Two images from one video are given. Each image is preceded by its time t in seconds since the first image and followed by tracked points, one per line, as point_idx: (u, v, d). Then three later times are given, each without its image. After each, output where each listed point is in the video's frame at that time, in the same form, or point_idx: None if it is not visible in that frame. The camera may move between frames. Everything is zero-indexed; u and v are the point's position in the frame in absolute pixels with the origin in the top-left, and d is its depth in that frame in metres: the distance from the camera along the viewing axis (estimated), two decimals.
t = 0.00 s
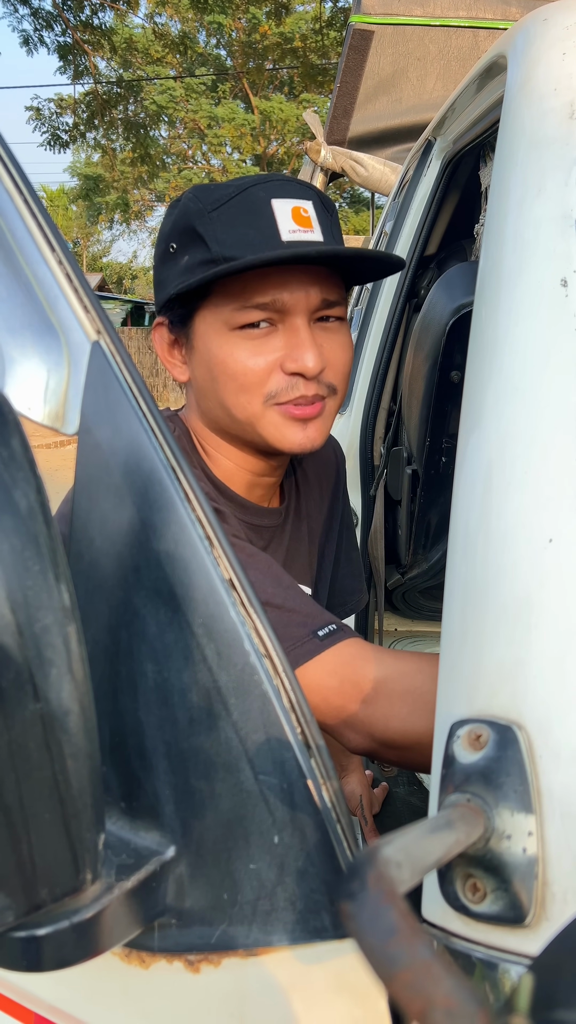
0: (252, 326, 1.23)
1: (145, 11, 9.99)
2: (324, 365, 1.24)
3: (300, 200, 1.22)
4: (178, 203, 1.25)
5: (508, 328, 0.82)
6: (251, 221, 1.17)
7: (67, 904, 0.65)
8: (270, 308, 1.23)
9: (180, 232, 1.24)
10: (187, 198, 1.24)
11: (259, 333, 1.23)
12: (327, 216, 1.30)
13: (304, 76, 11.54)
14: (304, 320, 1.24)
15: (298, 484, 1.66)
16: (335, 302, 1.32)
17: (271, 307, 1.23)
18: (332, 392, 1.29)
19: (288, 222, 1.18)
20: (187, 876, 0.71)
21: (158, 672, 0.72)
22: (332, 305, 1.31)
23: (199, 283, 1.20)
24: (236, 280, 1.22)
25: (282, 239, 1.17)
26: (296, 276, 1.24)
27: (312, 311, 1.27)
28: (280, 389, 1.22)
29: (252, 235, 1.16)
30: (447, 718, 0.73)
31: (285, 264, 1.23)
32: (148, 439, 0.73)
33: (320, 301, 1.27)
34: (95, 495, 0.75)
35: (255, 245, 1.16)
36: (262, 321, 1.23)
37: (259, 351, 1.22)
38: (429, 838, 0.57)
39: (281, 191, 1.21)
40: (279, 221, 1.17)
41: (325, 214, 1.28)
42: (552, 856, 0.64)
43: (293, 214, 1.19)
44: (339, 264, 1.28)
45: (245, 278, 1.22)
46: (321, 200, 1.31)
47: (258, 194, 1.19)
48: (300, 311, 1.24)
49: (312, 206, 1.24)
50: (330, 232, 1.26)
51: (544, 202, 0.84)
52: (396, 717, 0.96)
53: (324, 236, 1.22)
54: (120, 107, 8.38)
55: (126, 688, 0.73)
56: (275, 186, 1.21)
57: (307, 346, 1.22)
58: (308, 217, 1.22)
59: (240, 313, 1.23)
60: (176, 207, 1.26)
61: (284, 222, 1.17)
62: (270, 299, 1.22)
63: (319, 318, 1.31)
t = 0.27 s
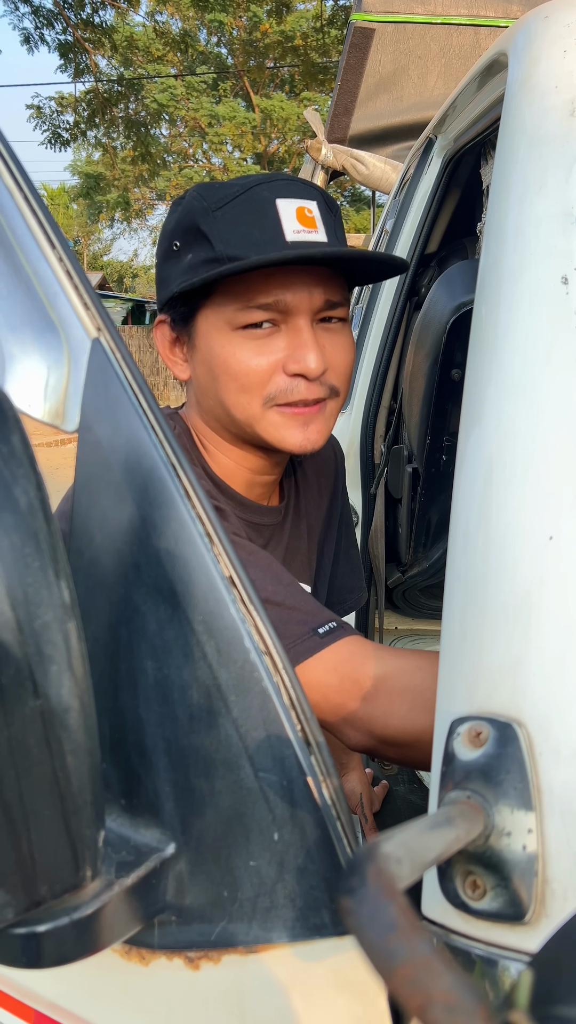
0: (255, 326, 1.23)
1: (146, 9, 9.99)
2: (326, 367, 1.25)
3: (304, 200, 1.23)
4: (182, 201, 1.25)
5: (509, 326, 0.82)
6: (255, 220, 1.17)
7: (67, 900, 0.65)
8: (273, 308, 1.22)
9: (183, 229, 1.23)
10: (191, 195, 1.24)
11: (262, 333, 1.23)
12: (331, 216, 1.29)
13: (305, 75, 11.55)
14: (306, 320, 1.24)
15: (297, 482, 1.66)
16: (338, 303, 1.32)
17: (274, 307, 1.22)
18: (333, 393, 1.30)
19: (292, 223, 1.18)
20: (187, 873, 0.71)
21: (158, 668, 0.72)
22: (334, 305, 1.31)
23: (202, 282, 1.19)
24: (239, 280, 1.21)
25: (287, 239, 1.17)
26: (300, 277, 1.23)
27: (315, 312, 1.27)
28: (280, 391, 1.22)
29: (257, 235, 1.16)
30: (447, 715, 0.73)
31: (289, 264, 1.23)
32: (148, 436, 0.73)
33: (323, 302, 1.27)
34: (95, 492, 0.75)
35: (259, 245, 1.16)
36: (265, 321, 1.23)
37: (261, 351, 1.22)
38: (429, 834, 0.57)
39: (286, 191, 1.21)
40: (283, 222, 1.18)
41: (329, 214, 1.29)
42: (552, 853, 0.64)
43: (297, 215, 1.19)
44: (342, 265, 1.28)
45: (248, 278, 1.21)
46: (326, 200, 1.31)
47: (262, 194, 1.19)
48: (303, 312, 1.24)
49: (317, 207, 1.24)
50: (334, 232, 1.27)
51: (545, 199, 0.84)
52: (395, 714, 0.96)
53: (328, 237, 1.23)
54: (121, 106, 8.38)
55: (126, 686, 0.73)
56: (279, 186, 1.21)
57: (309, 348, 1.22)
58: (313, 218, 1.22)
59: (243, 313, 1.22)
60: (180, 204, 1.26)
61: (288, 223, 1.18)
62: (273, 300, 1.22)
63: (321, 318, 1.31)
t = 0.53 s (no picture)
0: (261, 338, 1.23)
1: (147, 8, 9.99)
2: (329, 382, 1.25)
3: (316, 210, 1.21)
4: (193, 203, 1.23)
5: (509, 326, 0.82)
6: (265, 231, 1.16)
7: (68, 898, 0.65)
8: (279, 321, 1.22)
9: (192, 234, 1.22)
10: (202, 198, 1.22)
11: (267, 346, 1.23)
12: (341, 224, 1.29)
13: (306, 73, 11.55)
14: (312, 335, 1.25)
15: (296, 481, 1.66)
16: (343, 316, 1.32)
17: (280, 321, 1.22)
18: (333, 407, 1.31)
19: (303, 235, 1.17)
20: (188, 872, 0.71)
21: (159, 667, 0.72)
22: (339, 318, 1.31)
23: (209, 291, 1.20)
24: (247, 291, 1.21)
25: (296, 248, 1.16)
26: (307, 291, 1.23)
27: (319, 325, 1.27)
28: (283, 405, 1.23)
29: (266, 247, 1.16)
30: (448, 713, 0.73)
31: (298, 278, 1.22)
32: (150, 435, 0.73)
33: (328, 315, 1.27)
34: (96, 491, 0.75)
35: (268, 258, 1.16)
36: (270, 333, 1.23)
37: (266, 365, 1.23)
38: (431, 833, 0.57)
39: (298, 200, 1.19)
40: (293, 231, 1.17)
41: (339, 223, 1.28)
42: (552, 852, 0.64)
43: (308, 224, 1.18)
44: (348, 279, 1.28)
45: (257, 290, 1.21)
46: (336, 208, 1.30)
47: (274, 202, 1.18)
48: (308, 326, 1.24)
49: (327, 216, 1.23)
50: (341, 242, 1.27)
51: (547, 198, 0.83)
52: (396, 713, 0.96)
53: (337, 248, 1.23)
54: (122, 105, 8.37)
55: (127, 684, 0.73)
56: (291, 194, 1.19)
57: (313, 363, 1.23)
58: (323, 229, 1.21)
59: (250, 325, 1.22)
60: (190, 207, 1.24)
61: (298, 233, 1.17)
62: (279, 313, 1.22)
63: (325, 331, 1.31)
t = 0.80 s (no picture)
0: (262, 329, 1.23)
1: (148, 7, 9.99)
2: (332, 371, 1.25)
3: (312, 200, 1.23)
4: (191, 199, 1.25)
5: (511, 324, 0.82)
6: (263, 220, 1.17)
7: (69, 896, 0.65)
8: (280, 311, 1.22)
9: (191, 227, 1.23)
10: (200, 193, 1.23)
11: (269, 336, 1.23)
12: (339, 217, 1.29)
13: (307, 72, 11.55)
14: (313, 324, 1.24)
15: (297, 480, 1.66)
16: (344, 306, 1.32)
17: (281, 309, 1.22)
18: (338, 397, 1.30)
19: (301, 224, 1.18)
20: (189, 870, 0.71)
21: (161, 665, 0.72)
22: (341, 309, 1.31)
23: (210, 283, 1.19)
24: (246, 280, 1.21)
25: (294, 239, 1.17)
26: (307, 280, 1.23)
27: (321, 315, 1.27)
28: (287, 396, 1.23)
29: (265, 235, 1.16)
30: (450, 711, 0.73)
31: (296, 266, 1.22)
32: (151, 432, 0.72)
33: (330, 305, 1.27)
34: (98, 489, 0.75)
35: (267, 245, 1.16)
36: (272, 323, 1.23)
37: (268, 354, 1.22)
38: (432, 831, 0.57)
39: (294, 191, 1.21)
40: (292, 221, 1.18)
41: (337, 215, 1.28)
42: (554, 850, 0.64)
43: (305, 214, 1.19)
44: (348, 269, 1.28)
45: (255, 279, 1.21)
46: (335, 202, 1.30)
47: (271, 194, 1.19)
48: (309, 315, 1.24)
49: (325, 207, 1.24)
50: (341, 235, 1.27)
51: (549, 196, 0.83)
52: (397, 712, 0.96)
53: (336, 237, 1.23)
54: (123, 103, 8.37)
55: (129, 682, 0.73)
56: (288, 186, 1.21)
57: (316, 352, 1.22)
58: (321, 219, 1.22)
59: (250, 315, 1.22)
60: (187, 203, 1.26)
61: (296, 223, 1.17)
62: (279, 302, 1.22)
63: (327, 322, 1.31)
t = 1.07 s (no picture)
0: (265, 331, 1.23)
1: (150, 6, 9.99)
2: (335, 373, 1.25)
3: (316, 202, 1.23)
4: (194, 200, 1.25)
5: (516, 324, 0.82)
6: (267, 221, 1.17)
7: (73, 894, 0.65)
8: (282, 314, 1.22)
9: (194, 228, 1.23)
10: (203, 194, 1.23)
11: (271, 338, 1.23)
12: (342, 217, 1.29)
13: (309, 72, 11.55)
14: (316, 326, 1.24)
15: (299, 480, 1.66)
16: (347, 308, 1.31)
17: (283, 312, 1.22)
18: (340, 399, 1.30)
19: (304, 227, 1.18)
20: (193, 868, 0.71)
21: (164, 664, 0.72)
22: (344, 311, 1.31)
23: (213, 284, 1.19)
24: (248, 282, 1.21)
25: (298, 240, 1.17)
26: (309, 283, 1.23)
27: (325, 317, 1.26)
28: (290, 399, 1.23)
29: (268, 236, 1.16)
30: (454, 711, 0.73)
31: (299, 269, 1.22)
32: (155, 432, 0.72)
33: (332, 307, 1.27)
34: (101, 488, 0.75)
35: (269, 245, 1.16)
36: (275, 325, 1.23)
37: (270, 357, 1.22)
38: (438, 830, 0.57)
39: (297, 192, 1.21)
40: (295, 223, 1.18)
41: (340, 216, 1.28)
42: (559, 850, 0.64)
43: (309, 216, 1.19)
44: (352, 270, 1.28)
45: (258, 281, 1.21)
46: (337, 203, 1.30)
47: (275, 195, 1.19)
48: (312, 318, 1.23)
49: (328, 209, 1.24)
50: (345, 235, 1.26)
51: (553, 196, 0.83)
52: (400, 711, 0.96)
53: (339, 238, 1.23)
54: (124, 103, 8.36)
55: (132, 681, 0.73)
56: (291, 187, 1.21)
57: (319, 354, 1.22)
58: (325, 221, 1.22)
59: (253, 317, 1.22)
60: (190, 203, 1.25)
61: (300, 225, 1.17)
62: (281, 304, 1.22)
63: (330, 324, 1.30)
